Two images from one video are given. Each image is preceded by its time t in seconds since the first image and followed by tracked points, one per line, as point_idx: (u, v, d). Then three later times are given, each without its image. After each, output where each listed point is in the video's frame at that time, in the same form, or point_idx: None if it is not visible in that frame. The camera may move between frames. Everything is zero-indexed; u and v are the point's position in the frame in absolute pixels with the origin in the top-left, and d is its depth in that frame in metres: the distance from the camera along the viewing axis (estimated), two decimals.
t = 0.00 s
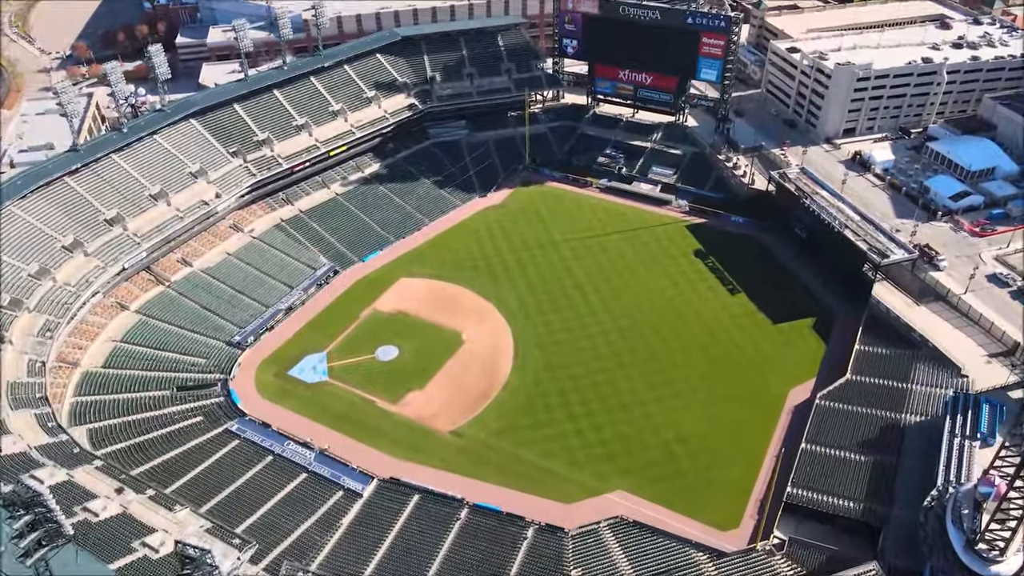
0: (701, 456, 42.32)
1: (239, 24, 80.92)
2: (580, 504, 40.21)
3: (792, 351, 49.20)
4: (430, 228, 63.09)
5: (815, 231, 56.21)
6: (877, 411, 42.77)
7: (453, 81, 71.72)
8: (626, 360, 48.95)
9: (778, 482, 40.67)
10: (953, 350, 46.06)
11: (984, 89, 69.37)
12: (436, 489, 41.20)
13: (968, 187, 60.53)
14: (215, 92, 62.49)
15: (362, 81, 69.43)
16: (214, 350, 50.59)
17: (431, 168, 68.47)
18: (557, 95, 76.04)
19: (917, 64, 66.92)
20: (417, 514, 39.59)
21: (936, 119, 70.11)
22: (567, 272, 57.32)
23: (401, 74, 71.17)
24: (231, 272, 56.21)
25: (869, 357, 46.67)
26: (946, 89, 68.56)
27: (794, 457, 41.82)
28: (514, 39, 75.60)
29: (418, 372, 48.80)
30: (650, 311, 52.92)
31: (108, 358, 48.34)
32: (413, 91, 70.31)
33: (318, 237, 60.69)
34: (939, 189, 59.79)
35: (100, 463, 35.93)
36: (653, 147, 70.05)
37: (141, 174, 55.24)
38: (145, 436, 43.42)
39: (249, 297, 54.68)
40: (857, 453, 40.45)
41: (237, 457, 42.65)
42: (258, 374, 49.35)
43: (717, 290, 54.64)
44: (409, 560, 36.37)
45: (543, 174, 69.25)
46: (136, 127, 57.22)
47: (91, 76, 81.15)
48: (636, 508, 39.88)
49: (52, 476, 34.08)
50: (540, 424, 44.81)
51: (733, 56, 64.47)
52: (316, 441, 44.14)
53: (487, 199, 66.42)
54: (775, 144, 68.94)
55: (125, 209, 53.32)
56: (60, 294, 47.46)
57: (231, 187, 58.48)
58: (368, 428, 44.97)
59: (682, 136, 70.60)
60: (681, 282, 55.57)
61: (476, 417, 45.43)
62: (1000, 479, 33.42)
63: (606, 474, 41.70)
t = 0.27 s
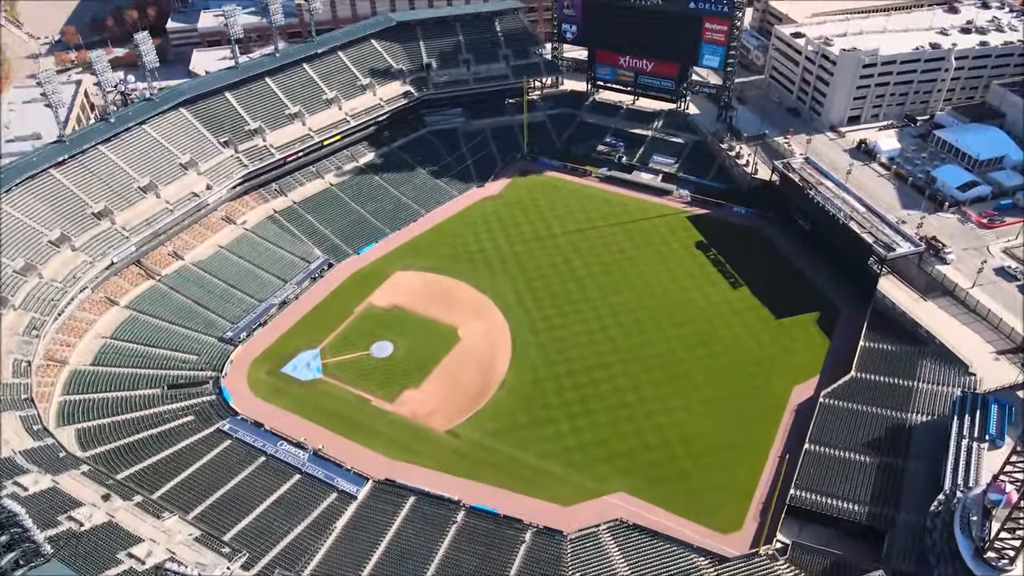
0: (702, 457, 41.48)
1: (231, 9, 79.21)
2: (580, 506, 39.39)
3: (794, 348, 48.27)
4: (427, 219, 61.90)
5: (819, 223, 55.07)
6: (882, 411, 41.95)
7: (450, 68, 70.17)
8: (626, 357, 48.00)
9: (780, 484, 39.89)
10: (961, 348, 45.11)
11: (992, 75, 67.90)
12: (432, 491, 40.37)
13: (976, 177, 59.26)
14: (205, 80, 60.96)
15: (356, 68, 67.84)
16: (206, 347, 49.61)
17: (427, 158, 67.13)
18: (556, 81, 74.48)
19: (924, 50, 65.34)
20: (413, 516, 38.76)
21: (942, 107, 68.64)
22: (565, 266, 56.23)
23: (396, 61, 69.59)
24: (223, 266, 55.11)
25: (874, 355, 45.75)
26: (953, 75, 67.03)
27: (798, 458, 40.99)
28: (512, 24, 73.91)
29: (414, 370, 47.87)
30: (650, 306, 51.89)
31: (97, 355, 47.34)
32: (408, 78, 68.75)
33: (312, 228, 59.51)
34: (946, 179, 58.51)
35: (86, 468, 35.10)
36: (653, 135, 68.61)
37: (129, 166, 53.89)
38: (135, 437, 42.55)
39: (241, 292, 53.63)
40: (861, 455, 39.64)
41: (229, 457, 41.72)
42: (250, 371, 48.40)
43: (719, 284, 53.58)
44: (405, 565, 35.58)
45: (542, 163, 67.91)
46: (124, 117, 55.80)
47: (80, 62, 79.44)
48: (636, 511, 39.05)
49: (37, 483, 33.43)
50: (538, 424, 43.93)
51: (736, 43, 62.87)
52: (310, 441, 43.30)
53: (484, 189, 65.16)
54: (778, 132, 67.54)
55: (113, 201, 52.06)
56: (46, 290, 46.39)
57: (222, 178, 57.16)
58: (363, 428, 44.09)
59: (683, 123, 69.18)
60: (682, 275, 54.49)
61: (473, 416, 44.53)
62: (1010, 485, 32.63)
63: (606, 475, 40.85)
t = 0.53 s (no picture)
0: (704, 457, 40.61)
1: None
2: (578, 508, 38.55)
3: (798, 343, 47.28)
4: (423, 210, 60.66)
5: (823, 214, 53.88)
6: (887, 410, 41.05)
7: (446, 54, 68.64)
8: (625, 352, 46.98)
9: (783, 485, 39.09)
10: (968, 344, 44.13)
11: (1001, 60, 66.36)
12: (428, 493, 39.52)
13: (984, 166, 57.94)
14: (195, 68, 59.46)
15: (350, 54, 66.29)
16: (198, 343, 48.63)
17: (423, 146, 65.79)
18: (555, 67, 72.93)
19: (932, 35, 63.72)
20: (408, 519, 37.96)
21: (950, 93, 67.15)
22: (564, 257, 55.05)
23: (391, 46, 67.99)
24: (214, 259, 53.99)
25: (879, 351, 44.79)
26: (962, 61, 65.45)
27: (801, 458, 40.11)
28: (510, 8, 72.24)
29: (409, 366, 46.89)
30: (650, 299, 50.79)
31: (86, 352, 46.31)
32: (404, 64, 67.23)
33: (306, 220, 58.32)
34: (953, 168, 57.21)
35: (73, 474, 34.35)
36: (654, 123, 67.16)
37: (116, 157, 52.57)
38: (125, 437, 41.65)
39: (234, 286, 52.56)
40: (866, 456, 38.78)
41: (220, 458, 40.91)
42: (243, 368, 47.44)
43: (721, 277, 52.48)
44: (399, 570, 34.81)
45: (541, 152, 66.55)
46: (111, 107, 54.40)
47: (69, 47, 77.81)
48: (635, 513, 38.26)
49: (22, 490, 32.73)
50: (536, 422, 43.02)
51: (740, 28, 61.27)
52: (303, 441, 42.45)
53: (482, 178, 63.85)
54: (782, 119, 66.13)
55: (100, 193, 50.82)
56: (32, 287, 45.34)
57: (213, 169, 55.86)
58: (357, 427, 43.22)
59: (685, 110, 67.73)
60: (683, 268, 53.36)
61: (469, 414, 43.62)
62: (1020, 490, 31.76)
63: (606, 476, 39.98)
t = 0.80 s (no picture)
0: (705, 457, 39.83)
1: None
2: (577, 510, 37.82)
3: (801, 337, 46.32)
4: (419, 199, 59.41)
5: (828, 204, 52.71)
6: (892, 408, 40.21)
7: (442, 38, 67.01)
8: (625, 347, 46.02)
9: (785, 485, 38.35)
10: (975, 340, 43.20)
11: (1011, 44, 64.74)
12: (424, 493, 38.78)
13: (993, 153, 56.62)
14: (184, 53, 57.90)
15: (344, 38, 64.66)
16: (189, 338, 47.67)
17: (419, 133, 64.40)
18: (554, 50, 71.28)
19: (941, 18, 62.05)
20: (403, 520, 37.24)
21: (958, 77, 65.61)
22: (563, 248, 53.92)
23: (386, 30, 66.35)
24: (206, 251, 52.86)
25: (884, 346, 43.87)
26: (971, 44, 63.84)
27: (804, 457, 39.33)
28: None
29: (405, 362, 45.95)
30: (651, 292, 49.76)
31: (75, 348, 45.35)
32: (399, 48, 65.63)
33: (300, 209, 57.11)
34: (961, 156, 55.92)
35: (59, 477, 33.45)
36: (655, 108, 65.69)
37: (103, 146, 51.21)
38: (114, 436, 40.84)
39: (226, 279, 51.49)
40: (871, 456, 38.02)
41: (212, 458, 40.15)
42: (235, 364, 46.52)
43: (723, 268, 51.42)
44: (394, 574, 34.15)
45: (539, 138, 65.15)
46: (98, 95, 52.99)
47: (57, 29, 76.00)
48: (635, 514, 37.53)
49: (6, 497, 32.07)
50: (535, 420, 42.19)
51: (743, 11, 59.60)
52: (297, 440, 41.67)
53: (479, 166, 62.51)
54: (786, 105, 64.67)
55: (87, 185, 49.59)
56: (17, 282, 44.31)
57: (203, 158, 54.54)
58: (352, 425, 42.40)
59: (687, 96, 66.23)
60: (684, 259, 52.26)
61: (467, 412, 42.75)
62: None
63: (605, 476, 39.22)
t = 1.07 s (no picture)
0: (706, 457, 39.06)
1: None
2: (576, 512, 37.12)
3: (805, 332, 45.37)
4: (415, 188, 58.16)
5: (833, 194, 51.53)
6: (898, 406, 39.38)
7: (438, 21, 65.39)
8: (626, 343, 45.10)
9: (788, 486, 37.65)
10: (983, 335, 42.25)
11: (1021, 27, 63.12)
12: (420, 495, 38.04)
13: (1002, 141, 55.31)
14: (172, 39, 56.37)
15: (337, 22, 63.06)
16: (180, 333, 46.73)
17: (415, 120, 63.00)
18: (553, 34, 69.61)
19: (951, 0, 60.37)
20: (399, 523, 36.54)
21: (966, 62, 64.06)
22: (562, 239, 52.81)
23: (380, 14, 64.70)
24: (197, 243, 51.75)
25: (889, 342, 42.96)
26: (980, 28, 62.22)
27: (808, 457, 38.56)
28: None
29: (400, 358, 45.01)
30: (652, 285, 48.72)
31: (63, 345, 44.42)
32: (393, 32, 64.02)
33: (293, 199, 55.91)
34: (970, 144, 54.62)
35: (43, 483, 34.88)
36: (655, 94, 64.19)
37: (90, 136, 49.91)
38: (104, 436, 40.06)
39: (217, 272, 50.43)
40: (876, 456, 37.25)
41: (204, 458, 39.39)
42: (228, 360, 45.60)
43: (725, 260, 50.36)
44: None
45: (538, 125, 63.73)
46: (83, 83, 51.57)
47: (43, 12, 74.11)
48: (635, 516, 36.84)
49: None
50: (533, 418, 41.36)
51: None
52: (290, 439, 40.88)
53: (476, 153, 61.16)
54: (790, 90, 63.16)
55: (73, 176, 48.38)
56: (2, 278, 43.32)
57: (193, 148, 53.28)
58: (346, 424, 41.58)
59: (689, 81, 64.72)
60: (686, 251, 51.17)
61: (464, 410, 41.89)
62: None
63: (604, 477, 38.47)
